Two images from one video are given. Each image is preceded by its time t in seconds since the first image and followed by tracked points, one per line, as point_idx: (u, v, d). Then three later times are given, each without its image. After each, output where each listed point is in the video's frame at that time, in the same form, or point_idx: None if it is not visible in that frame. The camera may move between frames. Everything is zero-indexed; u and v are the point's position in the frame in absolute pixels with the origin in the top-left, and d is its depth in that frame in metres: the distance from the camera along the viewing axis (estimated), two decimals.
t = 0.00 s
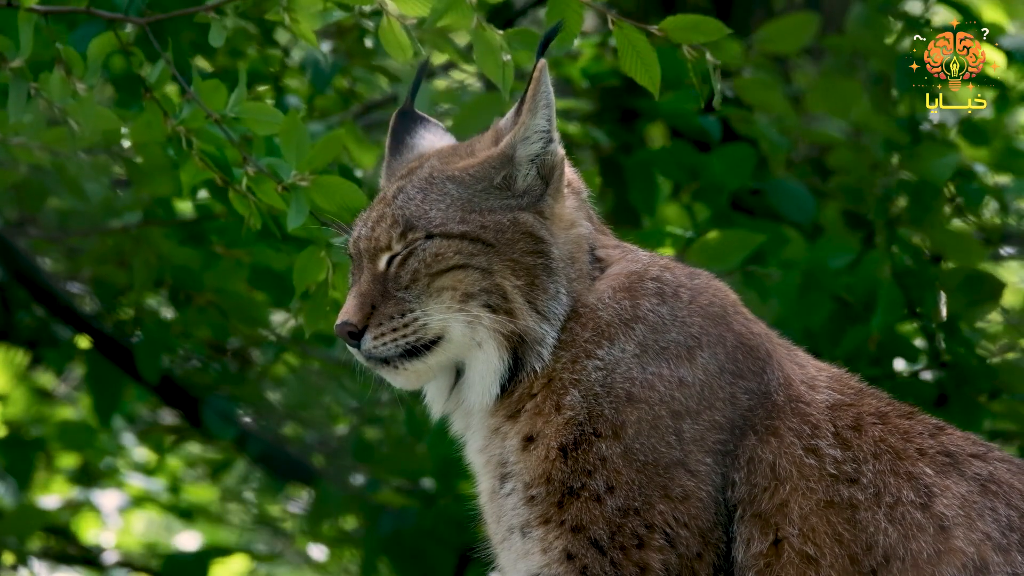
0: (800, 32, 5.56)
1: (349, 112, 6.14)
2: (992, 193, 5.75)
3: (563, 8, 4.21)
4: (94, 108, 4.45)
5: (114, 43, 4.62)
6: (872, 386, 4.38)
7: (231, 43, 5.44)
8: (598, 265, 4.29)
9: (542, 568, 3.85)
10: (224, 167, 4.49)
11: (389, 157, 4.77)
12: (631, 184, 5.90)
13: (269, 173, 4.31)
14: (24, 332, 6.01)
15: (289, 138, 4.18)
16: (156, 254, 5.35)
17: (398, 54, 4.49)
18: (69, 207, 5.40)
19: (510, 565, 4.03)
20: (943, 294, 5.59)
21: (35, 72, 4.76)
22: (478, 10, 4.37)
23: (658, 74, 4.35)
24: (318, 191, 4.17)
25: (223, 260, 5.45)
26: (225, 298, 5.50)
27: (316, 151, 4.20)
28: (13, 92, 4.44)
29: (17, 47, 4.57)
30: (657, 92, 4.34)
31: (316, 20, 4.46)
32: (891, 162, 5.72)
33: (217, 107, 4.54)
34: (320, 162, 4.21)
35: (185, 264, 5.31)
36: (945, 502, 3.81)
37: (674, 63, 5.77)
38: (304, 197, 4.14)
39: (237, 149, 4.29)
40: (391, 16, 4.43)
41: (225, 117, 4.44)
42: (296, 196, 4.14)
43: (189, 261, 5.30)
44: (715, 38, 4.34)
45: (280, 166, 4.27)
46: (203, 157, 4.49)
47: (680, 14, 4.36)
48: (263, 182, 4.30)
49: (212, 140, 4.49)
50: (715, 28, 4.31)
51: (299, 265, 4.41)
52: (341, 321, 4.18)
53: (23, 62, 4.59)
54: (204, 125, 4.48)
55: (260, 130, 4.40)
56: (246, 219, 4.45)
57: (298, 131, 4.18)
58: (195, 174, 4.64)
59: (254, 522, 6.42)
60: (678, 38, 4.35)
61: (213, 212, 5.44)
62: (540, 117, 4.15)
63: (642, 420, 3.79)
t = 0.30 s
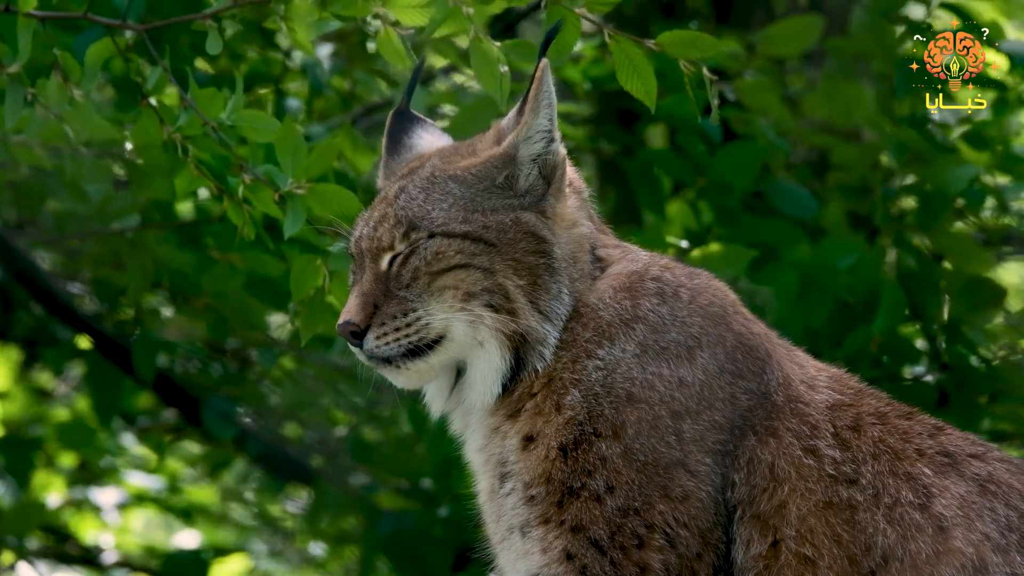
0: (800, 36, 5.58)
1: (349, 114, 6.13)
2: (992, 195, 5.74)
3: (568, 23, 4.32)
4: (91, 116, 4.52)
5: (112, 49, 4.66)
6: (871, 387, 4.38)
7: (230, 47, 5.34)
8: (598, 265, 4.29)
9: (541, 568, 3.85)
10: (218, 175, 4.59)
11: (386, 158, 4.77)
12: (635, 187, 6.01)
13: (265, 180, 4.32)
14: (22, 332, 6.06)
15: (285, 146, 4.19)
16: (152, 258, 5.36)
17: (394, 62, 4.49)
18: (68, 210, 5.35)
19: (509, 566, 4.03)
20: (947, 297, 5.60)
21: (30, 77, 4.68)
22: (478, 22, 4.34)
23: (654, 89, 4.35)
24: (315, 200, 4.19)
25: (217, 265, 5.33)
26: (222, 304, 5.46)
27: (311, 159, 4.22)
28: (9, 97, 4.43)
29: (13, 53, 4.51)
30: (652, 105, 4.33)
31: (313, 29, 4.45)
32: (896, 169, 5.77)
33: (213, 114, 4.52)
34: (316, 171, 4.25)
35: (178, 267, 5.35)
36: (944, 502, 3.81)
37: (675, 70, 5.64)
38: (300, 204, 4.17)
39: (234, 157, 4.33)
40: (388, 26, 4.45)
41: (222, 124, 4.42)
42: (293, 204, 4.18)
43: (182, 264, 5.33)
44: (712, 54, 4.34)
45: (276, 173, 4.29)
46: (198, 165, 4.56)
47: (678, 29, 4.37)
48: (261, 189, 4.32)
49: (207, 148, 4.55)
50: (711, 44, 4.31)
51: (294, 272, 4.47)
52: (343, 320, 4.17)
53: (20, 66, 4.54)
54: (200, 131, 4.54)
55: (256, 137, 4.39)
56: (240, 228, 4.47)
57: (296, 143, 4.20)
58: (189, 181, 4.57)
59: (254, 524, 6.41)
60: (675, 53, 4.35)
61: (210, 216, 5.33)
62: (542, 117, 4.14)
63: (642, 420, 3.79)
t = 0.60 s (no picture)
0: (801, 33, 5.54)
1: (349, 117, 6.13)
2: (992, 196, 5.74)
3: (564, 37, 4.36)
4: (88, 122, 4.44)
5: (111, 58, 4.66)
6: (871, 387, 4.38)
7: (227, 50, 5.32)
8: (598, 265, 4.29)
9: (541, 568, 3.85)
10: (216, 185, 4.46)
11: (383, 159, 4.76)
12: (638, 184, 5.97)
13: (263, 188, 4.35)
14: (19, 331, 6.06)
15: (283, 156, 4.19)
16: (150, 262, 5.35)
17: (389, 73, 4.59)
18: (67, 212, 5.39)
19: (509, 566, 4.03)
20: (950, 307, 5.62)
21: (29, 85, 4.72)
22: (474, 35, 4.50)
23: (653, 101, 4.34)
24: (312, 209, 4.22)
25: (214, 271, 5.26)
26: (221, 308, 5.40)
27: (309, 169, 4.23)
28: (8, 103, 4.47)
29: (12, 59, 4.39)
30: (650, 116, 4.31)
31: (311, 40, 4.52)
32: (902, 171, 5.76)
33: (212, 122, 4.55)
34: (314, 179, 4.27)
35: (177, 273, 5.26)
36: (943, 503, 3.81)
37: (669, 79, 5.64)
38: (297, 213, 4.19)
39: (233, 165, 4.36)
40: (385, 38, 4.55)
41: (221, 133, 4.42)
42: (290, 213, 4.19)
43: (180, 270, 5.24)
44: (710, 65, 4.34)
45: (275, 182, 4.30)
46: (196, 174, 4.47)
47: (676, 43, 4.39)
48: (258, 198, 4.35)
49: (205, 157, 4.44)
50: (709, 55, 4.32)
51: (294, 281, 4.45)
52: (346, 320, 4.15)
53: (20, 73, 4.66)
54: (200, 140, 4.45)
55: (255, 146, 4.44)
56: (234, 238, 4.47)
57: (294, 153, 4.20)
58: (187, 189, 4.44)
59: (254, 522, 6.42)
60: (673, 66, 4.36)
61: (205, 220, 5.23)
62: (546, 117, 4.11)
63: (641, 420, 3.80)
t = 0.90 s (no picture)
0: (800, 34, 5.61)
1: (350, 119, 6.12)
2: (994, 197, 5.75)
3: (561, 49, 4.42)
4: (89, 131, 4.42)
5: (111, 68, 4.67)
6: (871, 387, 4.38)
7: (227, 54, 5.36)
8: (599, 265, 4.29)
9: (542, 568, 3.85)
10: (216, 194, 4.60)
11: (381, 159, 4.76)
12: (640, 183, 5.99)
13: (263, 199, 4.33)
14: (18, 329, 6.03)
15: (284, 166, 4.18)
16: (149, 266, 5.34)
17: (386, 81, 4.67)
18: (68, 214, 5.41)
19: (509, 566, 4.03)
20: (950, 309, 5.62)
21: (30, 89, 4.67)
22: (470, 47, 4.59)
23: (650, 112, 4.41)
24: (310, 218, 4.25)
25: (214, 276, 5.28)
26: (222, 315, 5.37)
27: (308, 178, 4.20)
28: (9, 112, 4.42)
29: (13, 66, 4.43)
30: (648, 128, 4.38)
31: (311, 52, 4.43)
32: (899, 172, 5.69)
33: (212, 132, 4.42)
34: (314, 189, 4.24)
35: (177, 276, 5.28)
36: (943, 503, 3.81)
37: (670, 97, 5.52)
38: (296, 222, 4.17)
39: (233, 175, 4.34)
40: (383, 49, 4.62)
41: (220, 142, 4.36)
42: (289, 223, 4.17)
43: (181, 274, 5.27)
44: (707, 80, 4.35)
45: (274, 191, 4.27)
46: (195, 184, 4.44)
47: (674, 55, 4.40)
48: (258, 208, 4.35)
49: (205, 165, 4.42)
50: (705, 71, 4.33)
51: (294, 291, 4.45)
52: (351, 322, 4.14)
53: (20, 82, 4.53)
54: (199, 148, 4.39)
55: (254, 156, 4.33)
56: (233, 248, 4.42)
57: (294, 164, 4.19)
58: (187, 199, 4.41)
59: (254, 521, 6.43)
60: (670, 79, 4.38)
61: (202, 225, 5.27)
62: (549, 117, 4.09)
63: (642, 421, 3.80)
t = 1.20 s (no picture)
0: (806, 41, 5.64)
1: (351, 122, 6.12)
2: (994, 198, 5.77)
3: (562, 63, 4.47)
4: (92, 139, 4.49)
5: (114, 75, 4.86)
6: (871, 386, 4.38)
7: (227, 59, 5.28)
8: (600, 265, 4.29)
9: (542, 568, 3.85)
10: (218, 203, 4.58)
11: (377, 161, 4.76)
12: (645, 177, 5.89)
13: (264, 210, 4.33)
14: (20, 331, 6.12)
15: (285, 175, 4.20)
16: (149, 269, 5.27)
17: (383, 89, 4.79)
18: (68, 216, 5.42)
19: (509, 566, 4.03)
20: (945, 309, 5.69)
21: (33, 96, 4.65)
22: (470, 58, 4.58)
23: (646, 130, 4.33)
24: (313, 228, 4.26)
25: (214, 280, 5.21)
26: (219, 318, 5.26)
27: (310, 190, 4.22)
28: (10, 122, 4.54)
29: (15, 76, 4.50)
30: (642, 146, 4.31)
31: (313, 61, 4.45)
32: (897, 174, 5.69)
33: (212, 142, 4.38)
34: (314, 201, 4.25)
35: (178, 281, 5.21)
36: (943, 503, 3.81)
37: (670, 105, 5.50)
38: (298, 233, 4.19)
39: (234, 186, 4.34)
40: (384, 60, 4.75)
41: (223, 153, 4.34)
42: (291, 233, 4.20)
43: (182, 279, 5.20)
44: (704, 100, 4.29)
45: (275, 203, 4.29)
46: (198, 192, 4.42)
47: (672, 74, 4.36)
48: (260, 219, 4.32)
49: (208, 175, 4.39)
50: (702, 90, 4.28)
51: (296, 302, 4.44)
52: (356, 323, 4.10)
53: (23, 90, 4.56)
54: (201, 158, 4.37)
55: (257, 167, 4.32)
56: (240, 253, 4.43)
57: (295, 174, 4.21)
58: (191, 207, 4.40)
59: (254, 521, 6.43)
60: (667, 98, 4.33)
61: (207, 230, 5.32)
62: (553, 118, 4.09)
63: (642, 421, 3.80)
